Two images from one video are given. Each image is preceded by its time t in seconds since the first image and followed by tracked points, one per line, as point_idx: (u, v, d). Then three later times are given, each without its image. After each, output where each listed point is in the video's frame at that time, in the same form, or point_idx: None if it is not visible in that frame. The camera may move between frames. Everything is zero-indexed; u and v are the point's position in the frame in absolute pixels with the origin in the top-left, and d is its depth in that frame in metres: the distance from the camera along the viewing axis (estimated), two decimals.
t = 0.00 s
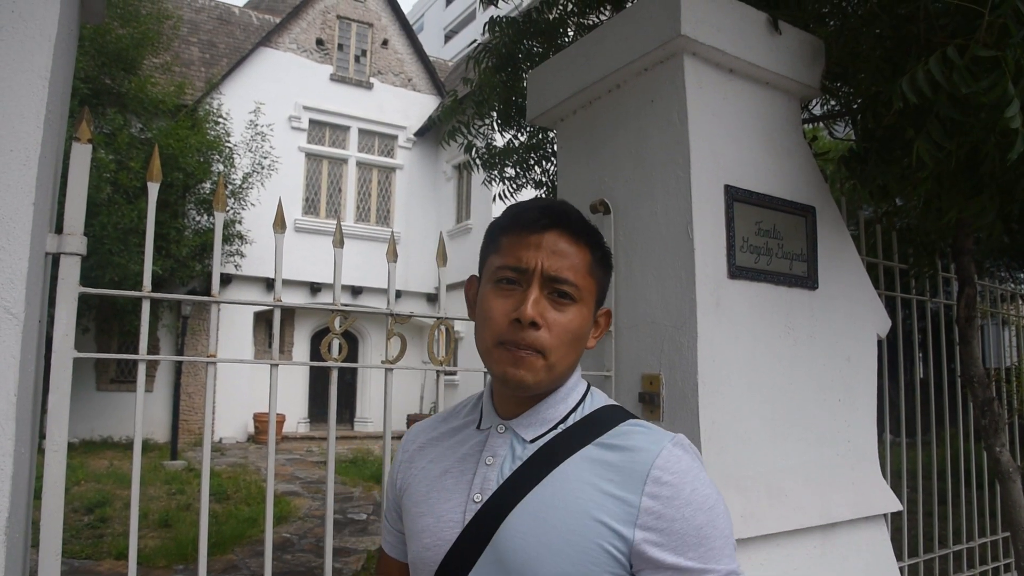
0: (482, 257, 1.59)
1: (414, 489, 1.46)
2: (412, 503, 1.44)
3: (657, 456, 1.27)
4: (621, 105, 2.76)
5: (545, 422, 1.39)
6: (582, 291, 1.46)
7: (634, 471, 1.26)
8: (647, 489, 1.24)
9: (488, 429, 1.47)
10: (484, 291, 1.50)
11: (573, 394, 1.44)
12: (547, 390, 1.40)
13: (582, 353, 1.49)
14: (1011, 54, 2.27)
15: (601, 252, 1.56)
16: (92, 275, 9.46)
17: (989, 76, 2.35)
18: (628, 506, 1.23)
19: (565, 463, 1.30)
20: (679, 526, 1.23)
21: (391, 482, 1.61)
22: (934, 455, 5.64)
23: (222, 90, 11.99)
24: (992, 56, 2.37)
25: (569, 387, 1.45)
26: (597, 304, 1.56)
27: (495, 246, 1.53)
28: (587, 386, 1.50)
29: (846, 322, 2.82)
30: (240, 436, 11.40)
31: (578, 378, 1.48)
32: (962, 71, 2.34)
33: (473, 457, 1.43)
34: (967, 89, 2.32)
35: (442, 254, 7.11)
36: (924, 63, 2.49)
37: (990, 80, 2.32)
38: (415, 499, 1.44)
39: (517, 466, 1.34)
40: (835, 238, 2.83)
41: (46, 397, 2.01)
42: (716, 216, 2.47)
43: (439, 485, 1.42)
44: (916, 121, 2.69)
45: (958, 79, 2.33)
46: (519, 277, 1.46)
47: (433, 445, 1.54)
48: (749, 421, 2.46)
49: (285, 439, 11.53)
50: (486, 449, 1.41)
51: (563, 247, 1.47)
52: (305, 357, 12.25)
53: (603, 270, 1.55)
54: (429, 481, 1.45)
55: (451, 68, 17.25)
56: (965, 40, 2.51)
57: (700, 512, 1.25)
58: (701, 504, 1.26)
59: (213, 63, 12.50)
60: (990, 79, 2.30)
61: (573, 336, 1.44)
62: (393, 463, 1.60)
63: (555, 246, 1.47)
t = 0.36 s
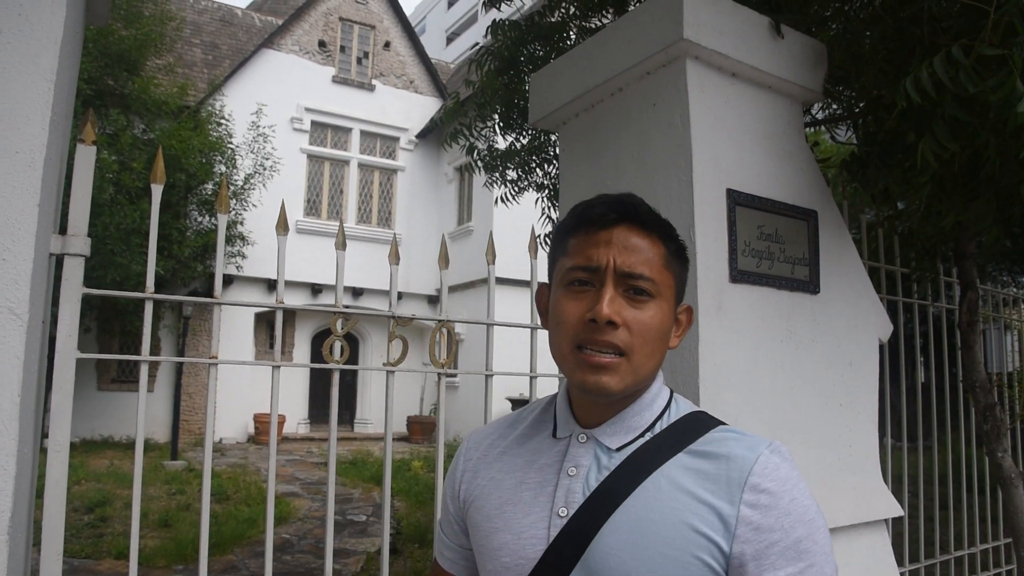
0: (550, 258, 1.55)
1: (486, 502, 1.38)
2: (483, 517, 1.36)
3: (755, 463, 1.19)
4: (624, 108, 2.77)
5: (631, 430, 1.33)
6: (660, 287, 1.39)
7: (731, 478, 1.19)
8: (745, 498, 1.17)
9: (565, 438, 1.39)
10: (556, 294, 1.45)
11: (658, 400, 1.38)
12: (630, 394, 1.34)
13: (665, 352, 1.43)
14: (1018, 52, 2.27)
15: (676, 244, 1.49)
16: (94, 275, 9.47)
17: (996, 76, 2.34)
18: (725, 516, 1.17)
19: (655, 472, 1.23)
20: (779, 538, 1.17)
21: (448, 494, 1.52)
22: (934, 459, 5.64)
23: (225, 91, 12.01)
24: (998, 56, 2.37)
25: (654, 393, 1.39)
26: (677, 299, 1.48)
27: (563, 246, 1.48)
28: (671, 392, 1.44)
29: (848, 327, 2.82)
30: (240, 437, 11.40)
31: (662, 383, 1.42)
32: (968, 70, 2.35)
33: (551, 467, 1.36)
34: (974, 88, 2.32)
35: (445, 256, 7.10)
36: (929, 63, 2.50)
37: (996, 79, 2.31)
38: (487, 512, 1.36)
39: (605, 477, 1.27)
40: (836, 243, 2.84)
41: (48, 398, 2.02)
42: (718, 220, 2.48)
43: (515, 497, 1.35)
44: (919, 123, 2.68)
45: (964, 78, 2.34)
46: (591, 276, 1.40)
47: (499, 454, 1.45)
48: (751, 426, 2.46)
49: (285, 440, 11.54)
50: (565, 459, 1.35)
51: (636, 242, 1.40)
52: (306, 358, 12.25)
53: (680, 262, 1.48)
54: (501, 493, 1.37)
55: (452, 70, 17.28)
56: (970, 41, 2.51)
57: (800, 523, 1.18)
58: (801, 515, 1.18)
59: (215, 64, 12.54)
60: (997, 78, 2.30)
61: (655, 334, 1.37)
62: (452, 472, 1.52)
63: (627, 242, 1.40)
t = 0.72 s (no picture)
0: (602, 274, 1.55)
1: (549, 529, 1.34)
2: (547, 546, 1.32)
3: (843, 489, 1.22)
4: (628, 114, 2.78)
5: (702, 453, 1.32)
6: (701, 297, 1.36)
7: (821, 506, 1.21)
8: (838, 527, 1.19)
9: (629, 460, 1.37)
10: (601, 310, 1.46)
11: (725, 421, 1.38)
12: (672, 410, 1.32)
13: (719, 363, 1.38)
14: None
15: (727, 246, 1.43)
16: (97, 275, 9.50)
17: (1002, 86, 2.34)
18: (817, 544, 1.19)
19: (739, 499, 1.23)
20: (869, 562, 1.20)
21: (494, 518, 1.47)
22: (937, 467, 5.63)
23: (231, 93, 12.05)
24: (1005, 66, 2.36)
25: (721, 414, 1.39)
26: (731, 305, 1.43)
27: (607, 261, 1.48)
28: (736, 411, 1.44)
29: (852, 334, 2.82)
30: (242, 438, 11.41)
31: (726, 402, 1.42)
32: (974, 81, 2.35)
33: (619, 492, 1.33)
34: (981, 98, 2.32)
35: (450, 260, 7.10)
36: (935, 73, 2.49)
37: (1003, 89, 2.31)
38: (551, 541, 1.32)
39: (682, 504, 1.26)
40: (840, 249, 2.84)
41: (54, 397, 2.03)
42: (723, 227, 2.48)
43: (582, 525, 1.32)
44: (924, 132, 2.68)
45: (970, 89, 2.33)
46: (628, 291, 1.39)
47: (557, 478, 1.41)
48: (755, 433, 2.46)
49: (287, 441, 11.54)
50: (634, 485, 1.32)
51: (675, 253, 1.38)
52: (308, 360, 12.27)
53: (730, 265, 1.42)
54: (565, 521, 1.33)
55: (457, 74, 17.32)
56: (976, 50, 2.51)
57: (885, 545, 1.22)
58: (885, 538, 1.23)
59: (221, 65, 12.60)
60: (1004, 88, 2.30)
61: (697, 345, 1.33)
62: (500, 495, 1.47)
63: (666, 253, 1.38)
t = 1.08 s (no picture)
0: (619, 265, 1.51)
1: (553, 527, 1.31)
2: (550, 544, 1.29)
3: (847, 494, 1.23)
4: (632, 119, 2.78)
5: (710, 455, 1.32)
6: (731, 303, 1.37)
7: (826, 509, 1.22)
8: (842, 529, 1.20)
9: (636, 460, 1.35)
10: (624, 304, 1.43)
11: (733, 423, 1.38)
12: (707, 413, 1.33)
13: (740, 367, 1.41)
14: None
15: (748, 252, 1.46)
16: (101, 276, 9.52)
17: (1004, 90, 2.34)
18: (822, 546, 1.19)
19: (746, 501, 1.24)
20: (871, 566, 1.21)
21: (491, 516, 1.42)
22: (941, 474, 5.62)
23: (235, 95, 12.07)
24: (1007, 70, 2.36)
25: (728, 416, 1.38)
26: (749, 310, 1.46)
27: (633, 254, 1.45)
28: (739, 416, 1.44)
29: (855, 339, 2.82)
30: (244, 439, 11.42)
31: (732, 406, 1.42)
32: (976, 85, 2.34)
33: (626, 492, 1.32)
34: (982, 103, 2.31)
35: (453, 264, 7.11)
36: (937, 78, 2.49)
37: (1005, 93, 2.31)
38: (555, 538, 1.29)
39: (690, 505, 1.26)
40: (844, 255, 2.83)
41: (57, 398, 2.03)
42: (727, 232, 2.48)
43: (587, 523, 1.29)
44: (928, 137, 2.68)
45: (971, 93, 2.32)
46: (662, 290, 1.37)
47: (561, 474, 1.37)
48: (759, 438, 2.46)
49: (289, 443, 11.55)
50: (642, 484, 1.31)
51: (710, 256, 1.38)
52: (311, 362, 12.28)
53: (751, 272, 1.45)
54: (572, 519, 1.30)
55: (461, 78, 17.36)
56: (979, 55, 2.51)
57: (886, 550, 1.23)
58: (886, 542, 1.24)
59: (226, 67, 12.64)
60: (1005, 92, 2.29)
61: (728, 348, 1.35)
62: (498, 489, 1.43)
63: (701, 255, 1.38)
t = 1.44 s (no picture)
0: (625, 259, 1.40)
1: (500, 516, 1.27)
2: (498, 533, 1.26)
3: (773, 482, 1.28)
4: (633, 121, 2.78)
5: (655, 445, 1.34)
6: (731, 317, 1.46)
7: (756, 497, 1.25)
8: (771, 515, 1.24)
9: (585, 450, 1.34)
10: (656, 305, 1.34)
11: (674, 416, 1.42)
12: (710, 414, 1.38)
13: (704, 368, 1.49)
14: None
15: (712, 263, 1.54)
16: (104, 279, 9.54)
17: (1005, 90, 2.33)
18: (754, 531, 1.23)
19: (683, 490, 1.25)
20: (796, 550, 1.26)
21: (431, 503, 1.38)
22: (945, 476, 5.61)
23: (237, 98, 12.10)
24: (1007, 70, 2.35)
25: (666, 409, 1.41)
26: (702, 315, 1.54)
27: (661, 254, 1.37)
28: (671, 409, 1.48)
29: (855, 340, 2.81)
30: (246, 442, 11.43)
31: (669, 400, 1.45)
32: (977, 85, 2.32)
33: (576, 481, 1.30)
34: (984, 102, 2.30)
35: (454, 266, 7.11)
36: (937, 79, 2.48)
37: (1006, 94, 2.30)
38: (503, 527, 1.26)
39: (636, 494, 1.26)
40: (845, 256, 2.83)
41: (58, 401, 2.03)
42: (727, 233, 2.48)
43: (536, 512, 1.27)
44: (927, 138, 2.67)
45: (974, 93, 2.30)
46: (705, 299, 1.35)
47: (506, 462, 1.34)
48: (758, 439, 2.46)
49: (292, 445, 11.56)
50: (592, 473, 1.30)
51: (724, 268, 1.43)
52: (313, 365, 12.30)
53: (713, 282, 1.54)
54: (518, 507, 1.27)
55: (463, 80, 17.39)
56: (978, 55, 2.51)
57: (805, 534, 1.29)
58: (805, 527, 1.29)
59: (228, 70, 12.68)
60: (1006, 92, 2.28)
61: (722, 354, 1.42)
62: (439, 477, 1.37)
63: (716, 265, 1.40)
